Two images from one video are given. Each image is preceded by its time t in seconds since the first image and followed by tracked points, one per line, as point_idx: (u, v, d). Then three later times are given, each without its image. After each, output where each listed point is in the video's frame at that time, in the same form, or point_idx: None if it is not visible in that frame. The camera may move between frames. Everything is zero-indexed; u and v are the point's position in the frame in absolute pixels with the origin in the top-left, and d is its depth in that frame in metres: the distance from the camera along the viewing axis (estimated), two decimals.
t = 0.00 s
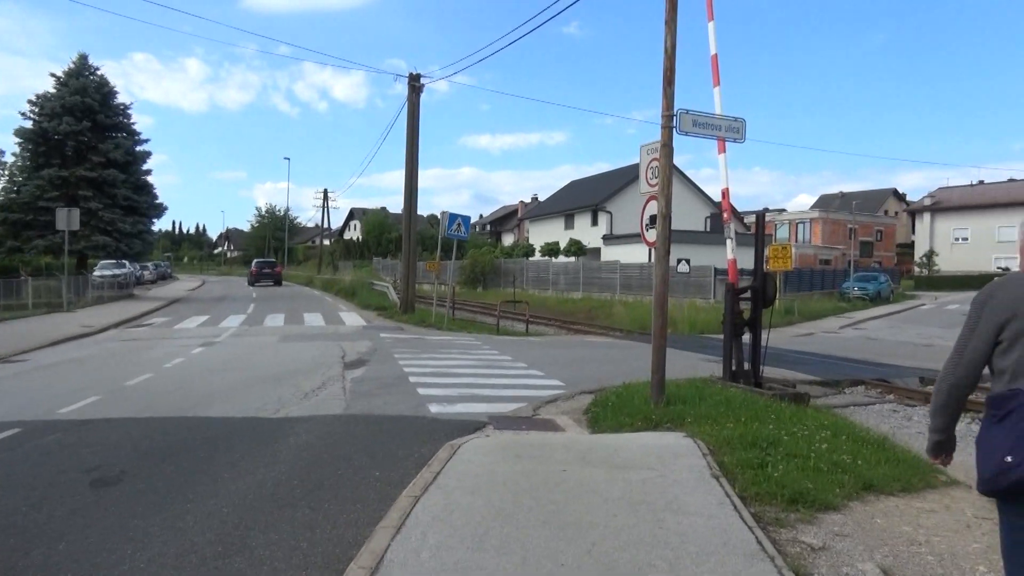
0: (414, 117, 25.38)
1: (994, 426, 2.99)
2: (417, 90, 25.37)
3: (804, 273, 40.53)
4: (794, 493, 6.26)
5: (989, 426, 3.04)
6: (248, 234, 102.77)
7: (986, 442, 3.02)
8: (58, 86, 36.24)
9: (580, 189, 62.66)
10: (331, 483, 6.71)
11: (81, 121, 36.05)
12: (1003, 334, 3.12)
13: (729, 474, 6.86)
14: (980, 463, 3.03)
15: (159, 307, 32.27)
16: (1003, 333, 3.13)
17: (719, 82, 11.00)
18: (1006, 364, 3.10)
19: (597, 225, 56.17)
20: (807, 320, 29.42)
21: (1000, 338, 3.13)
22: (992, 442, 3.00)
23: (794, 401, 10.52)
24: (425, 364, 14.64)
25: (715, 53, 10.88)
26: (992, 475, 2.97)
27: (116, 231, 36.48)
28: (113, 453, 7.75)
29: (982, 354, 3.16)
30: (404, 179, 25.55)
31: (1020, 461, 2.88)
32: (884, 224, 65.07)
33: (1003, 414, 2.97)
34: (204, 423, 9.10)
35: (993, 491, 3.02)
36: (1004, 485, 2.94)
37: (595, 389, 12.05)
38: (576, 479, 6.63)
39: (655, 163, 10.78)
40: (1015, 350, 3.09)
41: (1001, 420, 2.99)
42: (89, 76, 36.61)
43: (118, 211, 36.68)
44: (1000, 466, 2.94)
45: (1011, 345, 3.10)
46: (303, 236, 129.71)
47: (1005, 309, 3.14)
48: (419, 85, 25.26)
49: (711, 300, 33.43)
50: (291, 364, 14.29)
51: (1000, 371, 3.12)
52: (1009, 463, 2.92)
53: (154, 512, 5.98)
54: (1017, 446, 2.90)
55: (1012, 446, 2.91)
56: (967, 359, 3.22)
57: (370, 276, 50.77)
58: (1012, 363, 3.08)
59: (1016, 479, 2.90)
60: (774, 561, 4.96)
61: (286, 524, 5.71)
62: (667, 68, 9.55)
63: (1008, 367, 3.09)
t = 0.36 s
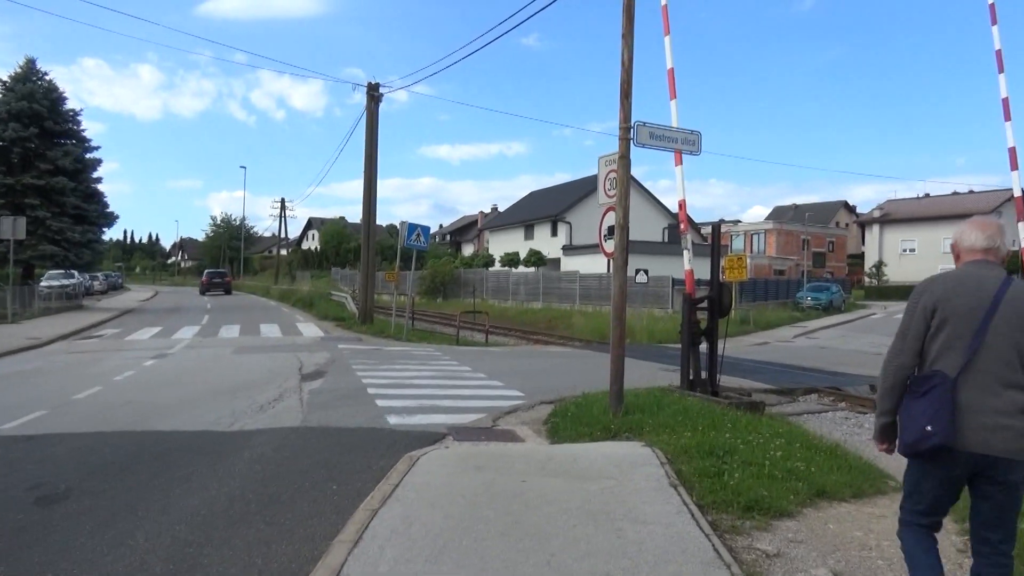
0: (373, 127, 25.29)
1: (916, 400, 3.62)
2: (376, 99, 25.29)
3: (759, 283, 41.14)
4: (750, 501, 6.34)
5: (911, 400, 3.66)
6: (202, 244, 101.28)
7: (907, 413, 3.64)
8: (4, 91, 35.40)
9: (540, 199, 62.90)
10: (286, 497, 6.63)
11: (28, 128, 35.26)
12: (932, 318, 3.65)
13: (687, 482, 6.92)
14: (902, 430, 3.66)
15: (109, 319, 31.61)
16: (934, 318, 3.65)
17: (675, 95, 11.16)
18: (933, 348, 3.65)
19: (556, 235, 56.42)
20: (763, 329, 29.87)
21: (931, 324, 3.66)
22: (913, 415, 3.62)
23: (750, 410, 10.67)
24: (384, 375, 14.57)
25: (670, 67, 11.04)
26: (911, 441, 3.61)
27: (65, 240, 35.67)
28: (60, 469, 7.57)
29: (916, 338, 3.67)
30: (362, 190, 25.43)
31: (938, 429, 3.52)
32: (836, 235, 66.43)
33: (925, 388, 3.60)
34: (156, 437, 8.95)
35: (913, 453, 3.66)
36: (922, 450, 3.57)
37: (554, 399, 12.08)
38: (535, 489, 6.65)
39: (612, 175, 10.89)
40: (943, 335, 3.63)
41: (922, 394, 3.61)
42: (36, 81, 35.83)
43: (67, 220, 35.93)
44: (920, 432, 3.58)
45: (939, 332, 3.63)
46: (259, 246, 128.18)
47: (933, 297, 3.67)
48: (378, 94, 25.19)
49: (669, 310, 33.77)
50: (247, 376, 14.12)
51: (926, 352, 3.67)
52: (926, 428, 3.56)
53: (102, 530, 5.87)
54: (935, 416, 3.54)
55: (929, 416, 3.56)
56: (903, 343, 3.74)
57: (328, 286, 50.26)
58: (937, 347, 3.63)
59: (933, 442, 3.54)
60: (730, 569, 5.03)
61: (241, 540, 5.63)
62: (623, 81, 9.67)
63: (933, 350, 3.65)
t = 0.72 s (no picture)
0: (337, 137, 25.18)
1: (846, 401, 4.05)
2: (340, 108, 25.19)
3: (722, 294, 41.62)
4: (712, 510, 6.41)
5: (841, 402, 4.08)
6: (161, 254, 99.66)
7: (840, 413, 4.06)
8: None
9: (505, 210, 63.01)
10: (246, 511, 6.56)
11: None
12: (859, 329, 4.07)
13: (650, 492, 6.97)
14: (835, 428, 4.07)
15: (65, 330, 30.96)
16: (859, 329, 4.08)
17: (638, 108, 11.29)
18: (861, 355, 4.07)
19: (522, 246, 56.52)
20: (725, 339, 30.20)
21: (858, 333, 4.09)
22: (845, 414, 4.05)
23: (712, 419, 10.78)
24: (347, 386, 14.46)
25: (634, 80, 11.18)
26: (843, 437, 4.03)
27: (18, 250, 35.38)
28: (13, 486, 7.40)
29: (846, 348, 4.06)
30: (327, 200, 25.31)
31: (865, 425, 3.95)
32: (796, 246, 67.45)
33: (854, 390, 4.03)
34: (112, 452, 8.78)
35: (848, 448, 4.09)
36: (854, 444, 4.00)
37: (520, 410, 12.09)
38: (499, 501, 6.65)
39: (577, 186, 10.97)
40: (868, 343, 4.07)
41: (852, 396, 4.05)
42: None
43: (20, 229, 35.47)
44: (851, 429, 4.00)
45: (865, 340, 4.06)
46: (220, 256, 126.50)
47: (859, 310, 4.11)
48: (342, 104, 25.09)
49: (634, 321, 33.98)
50: (207, 389, 13.93)
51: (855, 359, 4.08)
52: (856, 425, 3.99)
53: (56, 548, 5.75)
54: (863, 414, 3.97)
55: (858, 413, 3.99)
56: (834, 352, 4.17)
57: (290, 297, 49.77)
58: (864, 354, 4.06)
59: (862, 437, 3.97)
60: None
61: (201, 556, 5.56)
62: (587, 93, 9.76)
63: (860, 356, 4.07)
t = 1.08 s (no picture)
0: (303, 143, 25.02)
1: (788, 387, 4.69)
2: (306, 115, 25.05)
3: (687, 301, 42.01)
4: (678, 516, 6.46)
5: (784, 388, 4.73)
6: (122, 261, 97.99)
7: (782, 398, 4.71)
8: None
9: (473, 217, 62.98)
10: (209, 524, 6.49)
11: None
12: (796, 324, 4.74)
13: (617, 499, 7.01)
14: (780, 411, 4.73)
15: (21, 340, 30.28)
16: (797, 324, 4.75)
17: (605, 117, 11.39)
18: (798, 347, 4.74)
19: (489, 254, 56.51)
20: (691, 346, 30.48)
21: (795, 329, 4.76)
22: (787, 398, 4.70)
23: (677, 426, 10.86)
24: (313, 395, 14.34)
25: (600, 89, 11.27)
26: (787, 418, 4.66)
27: None
28: None
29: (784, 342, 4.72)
30: (292, 207, 25.10)
31: (804, 405, 4.58)
32: (760, 254, 68.32)
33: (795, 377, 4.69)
34: (70, 464, 8.62)
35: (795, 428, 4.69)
36: (795, 423, 4.61)
37: (487, 418, 12.11)
38: (465, 510, 6.64)
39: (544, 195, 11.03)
40: (805, 336, 4.73)
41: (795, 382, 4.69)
42: None
43: None
44: (793, 410, 4.64)
45: (802, 334, 4.73)
46: (183, 263, 124.75)
47: (796, 308, 4.78)
48: (309, 111, 24.96)
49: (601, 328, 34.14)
50: (170, 399, 13.71)
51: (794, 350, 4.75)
52: (796, 407, 4.62)
53: (12, 563, 5.63)
54: (801, 396, 4.60)
55: (798, 397, 4.63)
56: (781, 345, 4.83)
57: (254, 305, 49.21)
58: (800, 345, 4.72)
59: (801, 417, 4.59)
60: None
61: (162, 570, 5.49)
62: (554, 102, 9.83)
63: (798, 347, 4.74)
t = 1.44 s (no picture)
0: (266, 151, 24.81)
1: (749, 389, 5.10)
2: (270, 122, 24.86)
3: (652, 310, 42.33)
4: (642, 524, 6.50)
5: (746, 389, 5.14)
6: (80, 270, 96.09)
7: (744, 398, 5.11)
8: None
9: (439, 226, 62.84)
10: (167, 538, 6.40)
11: None
12: (762, 333, 5.15)
13: (582, 507, 7.03)
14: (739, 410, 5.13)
15: None
16: (763, 332, 5.15)
17: (570, 127, 11.46)
18: (762, 354, 5.15)
19: (456, 262, 56.45)
20: (656, 354, 30.70)
21: (761, 336, 5.16)
22: (747, 399, 5.11)
23: (642, 434, 10.94)
24: (275, 406, 14.18)
25: (565, 99, 11.35)
26: (747, 417, 5.07)
27: None
28: None
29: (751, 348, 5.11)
30: (255, 215, 24.89)
31: (763, 406, 5.00)
32: (723, 264, 69.10)
33: (756, 380, 5.09)
34: (24, 478, 8.42)
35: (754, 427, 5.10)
36: (755, 422, 5.03)
37: (453, 427, 12.08)
38: (431, 520, 6.63)
39: (510, 204, 11.07)
40: (769, 344, 5.14)
41: (757, 384, 5.10)
42: None
43: None
44: (753, 410, 5.04)
45: (767, 342, 5.13)
46: (143, 272, 122.67)
47: (764, 318, 5.17)
48: (273, 118, 24.77)
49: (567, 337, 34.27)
50: (128, 411, 13.46)
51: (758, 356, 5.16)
52: (756, 407, 5.03)
53: None
54: (762, 399, 5.02)
55: (758, 398, 5.04)
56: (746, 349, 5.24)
57: (216, 314, 48.55)
58: (764, 352, 5.13)
59: (760, 417, 5.01)
60: None
61: None
62: (520, 111, 9.88)
63: (762, 354, 5.15)
